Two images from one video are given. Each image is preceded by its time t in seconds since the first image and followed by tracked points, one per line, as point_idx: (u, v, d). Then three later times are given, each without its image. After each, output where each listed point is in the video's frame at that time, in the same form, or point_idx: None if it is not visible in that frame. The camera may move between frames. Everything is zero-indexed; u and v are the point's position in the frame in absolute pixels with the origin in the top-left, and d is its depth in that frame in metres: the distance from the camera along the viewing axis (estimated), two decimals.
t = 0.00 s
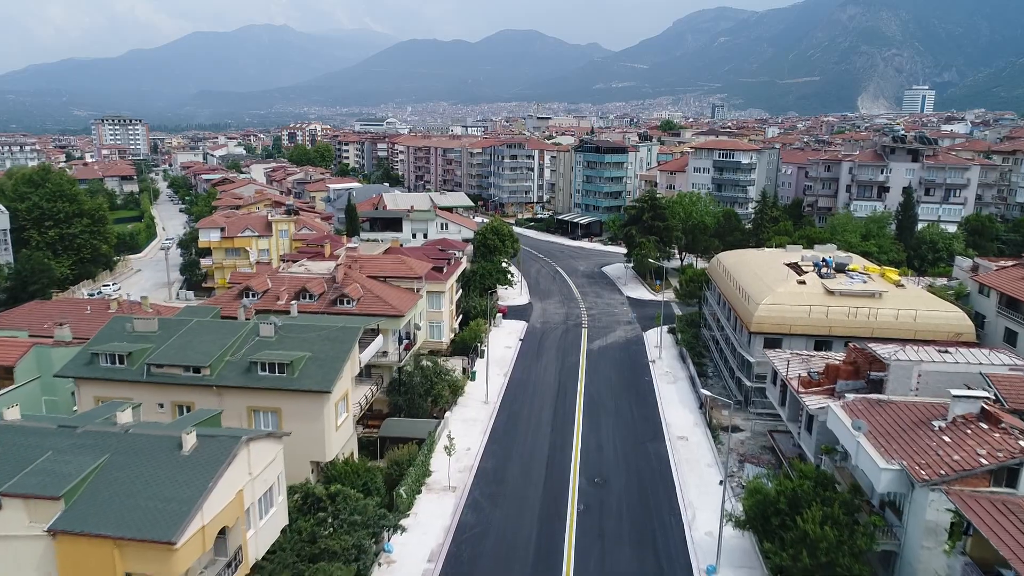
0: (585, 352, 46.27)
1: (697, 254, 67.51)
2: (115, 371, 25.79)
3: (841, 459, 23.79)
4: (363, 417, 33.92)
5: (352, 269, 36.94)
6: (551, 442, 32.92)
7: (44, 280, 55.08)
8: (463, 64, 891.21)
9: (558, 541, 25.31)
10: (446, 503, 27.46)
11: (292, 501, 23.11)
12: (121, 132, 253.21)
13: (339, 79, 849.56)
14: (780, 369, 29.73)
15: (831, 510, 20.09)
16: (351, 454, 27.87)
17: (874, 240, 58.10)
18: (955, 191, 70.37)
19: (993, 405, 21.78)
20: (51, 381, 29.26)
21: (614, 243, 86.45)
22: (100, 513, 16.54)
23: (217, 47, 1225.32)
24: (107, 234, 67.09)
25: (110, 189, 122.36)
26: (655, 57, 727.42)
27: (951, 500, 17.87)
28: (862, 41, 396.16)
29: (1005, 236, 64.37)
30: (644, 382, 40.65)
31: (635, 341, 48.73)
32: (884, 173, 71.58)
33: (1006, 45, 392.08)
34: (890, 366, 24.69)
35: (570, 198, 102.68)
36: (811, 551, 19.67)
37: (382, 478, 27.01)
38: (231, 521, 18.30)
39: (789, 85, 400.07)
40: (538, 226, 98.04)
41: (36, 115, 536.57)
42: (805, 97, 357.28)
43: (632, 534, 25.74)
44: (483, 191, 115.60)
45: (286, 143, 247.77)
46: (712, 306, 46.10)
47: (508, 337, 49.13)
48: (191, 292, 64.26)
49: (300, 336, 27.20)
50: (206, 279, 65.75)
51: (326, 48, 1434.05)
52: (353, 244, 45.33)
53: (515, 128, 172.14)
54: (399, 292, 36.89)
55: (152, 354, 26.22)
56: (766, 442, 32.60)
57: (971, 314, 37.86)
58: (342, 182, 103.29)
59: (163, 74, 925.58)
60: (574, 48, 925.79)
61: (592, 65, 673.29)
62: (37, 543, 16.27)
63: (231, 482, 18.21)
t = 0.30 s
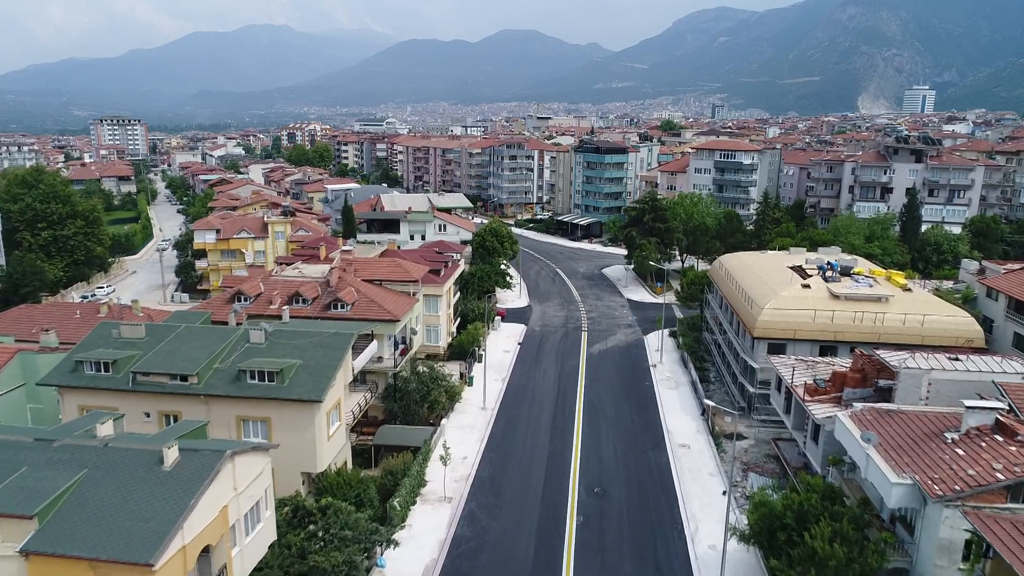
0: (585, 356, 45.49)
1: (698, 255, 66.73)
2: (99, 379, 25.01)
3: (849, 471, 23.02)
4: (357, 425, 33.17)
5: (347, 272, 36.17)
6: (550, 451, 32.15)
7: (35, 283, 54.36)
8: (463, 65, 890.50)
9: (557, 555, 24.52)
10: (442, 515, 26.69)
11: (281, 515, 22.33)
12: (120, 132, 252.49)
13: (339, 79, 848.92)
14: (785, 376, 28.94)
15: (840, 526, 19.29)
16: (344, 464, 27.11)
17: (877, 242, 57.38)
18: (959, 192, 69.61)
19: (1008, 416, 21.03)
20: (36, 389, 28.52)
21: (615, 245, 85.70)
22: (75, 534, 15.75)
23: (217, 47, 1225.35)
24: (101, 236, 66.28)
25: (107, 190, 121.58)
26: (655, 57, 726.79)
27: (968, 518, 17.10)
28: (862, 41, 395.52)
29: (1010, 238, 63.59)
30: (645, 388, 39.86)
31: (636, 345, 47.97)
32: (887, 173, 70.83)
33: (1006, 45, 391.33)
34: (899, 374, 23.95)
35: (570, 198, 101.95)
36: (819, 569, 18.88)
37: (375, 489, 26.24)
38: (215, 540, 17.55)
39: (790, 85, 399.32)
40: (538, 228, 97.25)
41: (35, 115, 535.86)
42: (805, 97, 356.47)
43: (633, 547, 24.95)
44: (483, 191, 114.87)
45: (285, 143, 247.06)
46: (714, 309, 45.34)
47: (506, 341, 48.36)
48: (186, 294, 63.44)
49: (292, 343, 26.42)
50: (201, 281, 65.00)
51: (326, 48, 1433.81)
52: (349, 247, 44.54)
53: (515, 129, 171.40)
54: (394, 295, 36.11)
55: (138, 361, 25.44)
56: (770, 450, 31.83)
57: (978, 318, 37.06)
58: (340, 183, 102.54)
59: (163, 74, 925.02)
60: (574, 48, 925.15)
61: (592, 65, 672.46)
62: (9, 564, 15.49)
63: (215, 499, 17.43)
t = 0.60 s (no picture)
0: (585, 360, 44.70)
1: (699, 257, 65.74)
2: (82, 388, 24.20)
3: (858, 484, 22.27)
4: (351, 433, 32.43)
5: (341, 276, 35.42)
6: (549, 459, 31.38)
7: (26, 286, 53.60)
8: (462, 65, 889.89)
9: (555, 569, 23.69)
10: (436, 527, 25.90)
11: (270, 530, 21.54)
12: (118, 132, 251.55)
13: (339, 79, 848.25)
14: (790, 383, 28.16)
15: (850, 544, 18.43)
16: (336, 474, 26.33)
17: (881, 244, 56.67)
18: (963, 193, 68.83)
19: None
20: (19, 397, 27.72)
21: (615, 246, 84.90)
22: (46, 557, 14.88)
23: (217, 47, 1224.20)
24: (94, 238, 65.49)
25: (103, 191, 120.81)
26: (655, 57, 726.08)
27: (986, 538, 16.24)
28: (862, 41, 394.87)
29: (1015, 239, 62.77)
30: (646, 393, 39.08)
31: (636, 349, 47.19)
32: (890, 174, 70.06)
33: (1006, 45, 390.77)
34: (909, 382, 23.20)
35: (569, 199, 101.18)
36: None
37: (368, 501, 25.46)
38: (196, 561, 16.73)
39: (790, 85, 398.55)
40: (537, 229, 96.43)
41: (35, 115, 535.18)
42: (805, 97, 355.79)
43: (634, 561, 24.14)
44: (482, 192, 114.11)
45: (284, 144, 246.26)
46: (716, 312, 44.56)
47: (504, 345, 47.57)
48: (181, 297, 62.63)
49: (281, 351, 25.62)
50: (196, 283, 64.21)
51: (326, 48, 1433.23)
52: (344, 249, 43.78)
53: (514, 129, 170.59)
54: (389, 300, 35.31)
55: (123, 370, 24.64)
56: (774, 459, 31.04)
57: (986, 322, 36.21)
58: (338, 183, 101.81)
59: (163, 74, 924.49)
60: (574, 49, 924.56)
61: (592, 65, 671.57)
62: None
63: (195, 518, 16.62)
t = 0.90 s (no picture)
0: (584, 366, 43.87)
1: (700, 259, 65.61)
2: (64, 398, 23.40)
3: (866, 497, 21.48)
4: (344, 441, 31.64)
5: (335, 279, 34.60)
6: (547, 469, 30.53)
7: (16, 289, 52.80)
8: (462, 65, 889.26)
9: None
10: (430, 540, 25.08)
11: (256, 546, 20.76)
12: (116, 132, 250.65)
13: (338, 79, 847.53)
14: (795, 392, 27.36)
15: (859, 562, 17.56)
16: (326, 486, 25.55)
17: (884, 246, 55.85)
18: (966, 194, 68.10)
19: None
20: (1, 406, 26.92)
21: (615, 247, 84.08)
22: None
23: (217, 47, 1223.54)
24: (88, 239, 64.65)
25: (100, 191, 120.04)
26: (655, 57, 725.22)
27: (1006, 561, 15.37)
28: (862, 41, 394.05)
29: (1020, 241, 61.99)
30: (647, 400, 38.28)
31: (636, 353, 46.37)
32: (893, 175, 69.28)
33: (1006, 45, 390.09)
34: (918, 391, 22.42)
35: (569, 200, 100.36)
36: None
37: (359, 514, 24.66)
38: None
39: (790, 85, 397.78)
40: (536, 229, 95.61)
41: (35, 115, 534.59)
42: (805, 97, 354.92)
43: None
44: (480, 193, 113.35)
45: (283, 144, 245.39)
46: (717, 316, 43.76)
47: (502, 349, 46.76)
48: (175, 300, 61.85)
49: (270, 359, 24.84)
50: (191, 286, 63.45)
51: (325, 48, 1432.80)
52: (338, 252, 43.00)
53: (514, 129, 169.80)
54: (384, 304, 34.49)
55: (106, 379, 23.84)
56: (778, 468, 30.23)
57: (994, 327, 35.36)
58: (336, 184, 101.00)
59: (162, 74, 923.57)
60: (574, 49, 923.85)
61: (592, 65, 670.78)
62: None
63: (174, 537, 15.78)
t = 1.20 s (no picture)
0: (583, 370, 43.11)
1: (701, 260, 65.03)
2: (43, 408, 22.61)
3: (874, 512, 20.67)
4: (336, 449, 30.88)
5: (327, 283, 33.82)
6: (544, 479, 29.76)
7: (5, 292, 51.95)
8: (461, 65, 888.51)
9: None
10: (423, 554, 24.31)
11: (241, 562, 20.01)
12: (115, 132, 249.83)
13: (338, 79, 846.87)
14: (799, 400, 26.58)
15: None
16: (316, 497, 24.77)
17: (888, 247, 55.11)
18: (970, 195, 67.39)
19: None
20: None
21: (614, 249, 83.29)
22: None
23: (216, 47, 1222.79)
24: (81, 240, 63.93)
25: (96, 192, 119.26)
26: (655, 57, 724.46)
27: None
28: (862, 41, 393.33)
29: None
30: (647, 405, 37.51)
31: (636, 357, 45.58)
32: (896, 175, 68.50)
33: (1007, 45, 389.37)
34: (928, 401, 21.63)
35: (568, 201, 99.59)
36: None
37: (350, 527, 23.88)
38: None
39: (790, 85, 397.09)
40: (535, 230, 94.84)
41: (34, 115, 533.76)
42: (805, 97, 354.30)
43: None
44: (479, 193, 112.60)
45: (282, 143, 244.58)
46: (718, 319, 42.96)
47: (500, 353, 45.99)
48: (168, 302, 61.08)
49: (258, 367, 24.05)
50: (185, 287, 62.70)
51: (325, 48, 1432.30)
52: (333, 255, 42.20)
53: (514, 129, 169.02)
54: (377, 308, 33.71)
55: (87, 388, 23.05)
56: (781, 478, 29.45)
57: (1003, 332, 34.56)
58: (333, 184, 100.22)
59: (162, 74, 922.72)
60: (574, 49, 923.23)
61: (592, 65, 670.07)
62: None
63: (148, 560, 14.96)
